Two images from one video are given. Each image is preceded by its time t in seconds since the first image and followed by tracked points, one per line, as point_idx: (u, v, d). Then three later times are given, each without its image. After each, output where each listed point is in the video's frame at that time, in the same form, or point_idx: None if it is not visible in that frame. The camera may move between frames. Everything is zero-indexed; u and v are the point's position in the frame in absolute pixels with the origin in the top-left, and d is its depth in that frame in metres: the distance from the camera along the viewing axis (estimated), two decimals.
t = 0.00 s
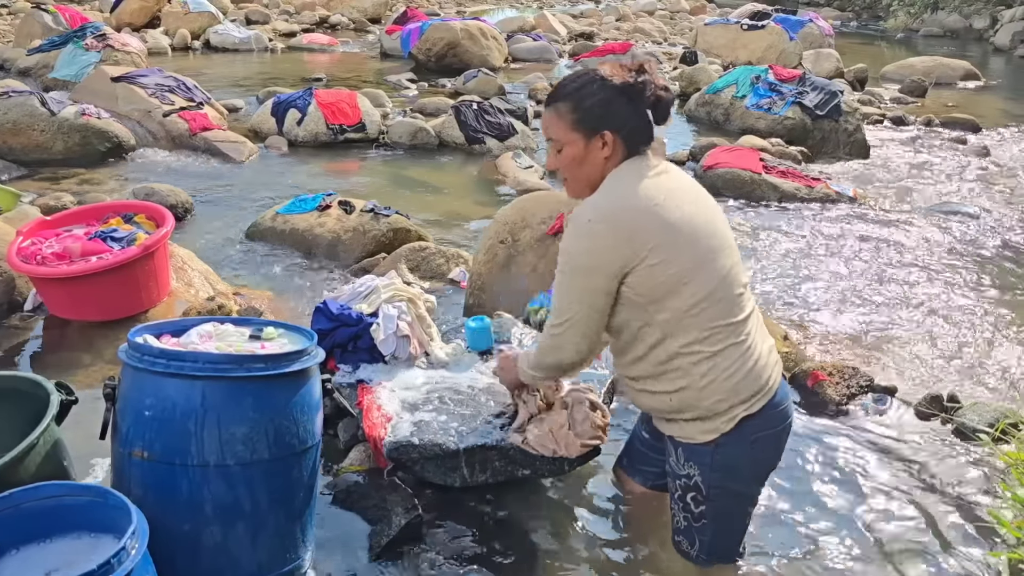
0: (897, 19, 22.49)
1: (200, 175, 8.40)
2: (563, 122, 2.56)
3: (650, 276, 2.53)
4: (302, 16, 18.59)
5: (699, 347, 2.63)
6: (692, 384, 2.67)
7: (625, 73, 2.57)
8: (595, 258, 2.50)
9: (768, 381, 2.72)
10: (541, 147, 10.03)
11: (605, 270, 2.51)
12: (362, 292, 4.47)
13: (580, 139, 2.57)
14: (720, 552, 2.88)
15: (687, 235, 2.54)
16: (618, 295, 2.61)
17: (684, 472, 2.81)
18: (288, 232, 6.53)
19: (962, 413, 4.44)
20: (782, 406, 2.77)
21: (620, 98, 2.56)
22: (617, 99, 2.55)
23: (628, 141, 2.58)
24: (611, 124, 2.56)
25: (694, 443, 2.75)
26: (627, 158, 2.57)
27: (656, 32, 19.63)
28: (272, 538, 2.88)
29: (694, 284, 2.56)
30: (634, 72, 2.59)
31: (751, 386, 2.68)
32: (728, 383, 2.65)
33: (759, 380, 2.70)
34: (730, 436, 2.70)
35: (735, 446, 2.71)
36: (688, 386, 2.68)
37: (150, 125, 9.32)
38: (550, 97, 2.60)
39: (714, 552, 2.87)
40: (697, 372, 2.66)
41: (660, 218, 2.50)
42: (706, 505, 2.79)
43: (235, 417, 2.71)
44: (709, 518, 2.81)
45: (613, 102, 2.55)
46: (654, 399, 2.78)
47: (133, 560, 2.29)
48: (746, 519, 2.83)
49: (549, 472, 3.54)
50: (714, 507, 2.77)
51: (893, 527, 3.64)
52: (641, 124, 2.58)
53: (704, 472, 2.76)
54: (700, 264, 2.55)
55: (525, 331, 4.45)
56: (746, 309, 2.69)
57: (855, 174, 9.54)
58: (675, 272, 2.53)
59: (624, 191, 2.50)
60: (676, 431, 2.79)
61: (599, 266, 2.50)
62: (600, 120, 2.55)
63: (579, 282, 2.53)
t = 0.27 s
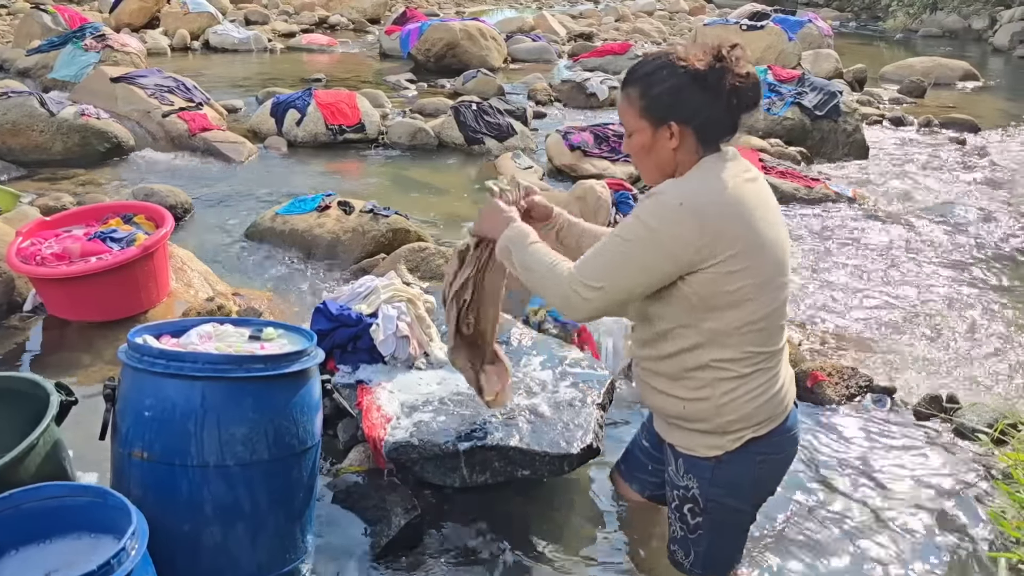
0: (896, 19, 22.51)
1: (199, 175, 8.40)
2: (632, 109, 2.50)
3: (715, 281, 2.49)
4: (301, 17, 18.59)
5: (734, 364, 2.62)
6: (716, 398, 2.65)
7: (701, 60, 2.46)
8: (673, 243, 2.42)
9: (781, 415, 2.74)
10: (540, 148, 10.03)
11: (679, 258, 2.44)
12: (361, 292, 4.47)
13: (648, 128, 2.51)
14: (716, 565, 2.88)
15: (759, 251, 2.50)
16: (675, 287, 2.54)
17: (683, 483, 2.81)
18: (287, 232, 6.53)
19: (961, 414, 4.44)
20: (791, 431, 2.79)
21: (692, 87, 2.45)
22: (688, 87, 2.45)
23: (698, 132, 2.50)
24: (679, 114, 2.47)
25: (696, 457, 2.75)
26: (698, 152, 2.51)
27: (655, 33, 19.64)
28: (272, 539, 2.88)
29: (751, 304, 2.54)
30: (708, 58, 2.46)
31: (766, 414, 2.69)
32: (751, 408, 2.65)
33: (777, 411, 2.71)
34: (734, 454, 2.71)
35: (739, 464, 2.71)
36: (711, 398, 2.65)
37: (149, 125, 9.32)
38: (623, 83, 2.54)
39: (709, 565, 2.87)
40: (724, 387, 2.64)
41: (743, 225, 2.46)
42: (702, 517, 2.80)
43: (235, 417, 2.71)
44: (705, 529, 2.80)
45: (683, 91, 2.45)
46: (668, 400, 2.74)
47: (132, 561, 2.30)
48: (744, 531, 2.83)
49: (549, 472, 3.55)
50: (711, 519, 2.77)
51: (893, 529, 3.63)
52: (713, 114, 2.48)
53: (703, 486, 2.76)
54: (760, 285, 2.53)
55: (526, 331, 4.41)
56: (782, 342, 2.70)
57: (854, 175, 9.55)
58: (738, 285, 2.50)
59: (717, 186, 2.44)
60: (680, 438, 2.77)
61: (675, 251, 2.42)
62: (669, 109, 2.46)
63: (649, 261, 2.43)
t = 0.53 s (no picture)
0: (895, 23, 22.55)
1: (199, 179, 8.41)
2: (637, 120, 2.49)
3: (714, 300, 2.48)
4: (301, 20, 18.60)
5: (736, 375, 2.61)
6: (718, 408, 2.64)
7: (712, 77, 2.43)
8: (668, 270, 2.40)
9: (785, 422, 2.73)
10: (540, 151, 10.04)
11: (676, 285, 2.42)
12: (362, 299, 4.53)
13: (652, 141, 2.49)
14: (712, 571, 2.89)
15: (757, 266, 2.48)
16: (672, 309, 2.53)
17: (682, 490, 2.81)
18: (287, 236, 6.53)
19: (960, 416, 4.44)
20: (793, 443, 2.77)
21: (701, 104, 2.43)
22: (697, 105, 2.43)
23: (703, 151, 2.48)
24: (685, 132, 2.46)
25: (696, 464, 2.74)
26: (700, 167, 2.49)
27: (655, 36, 19.66)
28: (272, 541, 2.88)
29: (752, 317, 2.53)
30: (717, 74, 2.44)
31: (771, 424, 2.68)
32: (753, 418, 2.63)
33: (780, 420, 2.70)
34: (734, 463, 2.70)
35: (738, 474, 2.71)
36: (714, 409, 2.64)
37: (149, 128, 9.32)
38: (632, 90, 2.51)
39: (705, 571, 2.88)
40: (726, 397, 2.63)
41: (740, 242, 2.44)
42: (699, 525, 2.80)
43: (235, 420, 2.72)
44: (703, 536, 2.81)
45: (691, 108, 2.43)
46: (669, 408, 2.73)
47: (133, 564, 2.30)
48: (742, 539, 2.83)
49: (550, 475, 3.54)
50: (709, 526, 2.78)
51: (892, 532, 3.63)
52: (720, 136, 2.46)
53: (702, 493, 2.76)
54: (761, 297, 2.51)
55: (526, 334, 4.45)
56: (787, 349, 2.68)
57: (854, 178, 9.56)
58: (737, 302, 2.49)
59: (711, 209, 2.41)
60: (680, 444, 2.76)
61: (670, 280, 2.41)
62: (675, 124, 2.45)
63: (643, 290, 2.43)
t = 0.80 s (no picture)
0: (894, 28, 22.60)
1: (199, 184, 8.42)
2: (543, 169, 2.62)
3: (652, 301, 2.57)
4: (301, 26, 18.64)
5: (701, 367, 2.66)
6: (695, 403, 2.69)
7: (599, 112, 2.58)
8: (594, 291, 2.53)
9: (768, 404, 2.74)
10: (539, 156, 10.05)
11: (608, 299, 2.54)
12: (361, 301, 4.48)
13: (563, 184, 2.63)
14: (713, 570, 2.90)
15: (686, 259, 2.56)
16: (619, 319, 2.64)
17: (677, 490, 2.84)
18: (288, 241, 6.54)
19: (960, 422, 4.45)
20: (782, 430, 2.79)
21: (596, 138, 2.57)
22: (592, 140, 2.57)
23: (611, 181, 2.60)
24: (589, 168, 2.58)
25: (689, 463, 2.77)
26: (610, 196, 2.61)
27: (654, 42, 19.70)
28: (272, 546, 2.88)
29: (695, 307, 2.59)
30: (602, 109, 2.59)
31: (752, 408, 2.70)
32: (730, 404, 2.67)
33: (759, 402, 2.71)
34: (726, 456, 2.72)
35: (730, 468, 2.73)
36: (689, 406, 2.70)
37: (149, 134, 9.34)
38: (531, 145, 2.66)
39: (705, 570, 2.89)
40: (697, 392, 2.68)
41: (658, 246, 2.53)
42: (697, 524, 2.82)
43: (236, 426, 2.72)
44: (700, 536, 2.83)
45: (588, 145, 2.57)
46: (653, 416, 2.79)
47: (133, 569, 2.29)
48: (740, 535, 2.85)
49: (549, 481, 3.52)
50: (706, 526, 2.79)
51: (892, 538, 3.63)
52: (620, 163, 2.59)
53: (697, 491, 2.78)
54: (701, 285, 2.58)
55: (526, 339, 4.43)
56: (748, 328, 2.71)
57: (853, 183, 9.57)
58: (675, 296, 2.57)
59: (619, 222, 2.53)
60: (671, 448, 2.80)
61: (600, 295, 2.54)
62: (579, 164, 2.58)
63: (579, 312, 2.57)
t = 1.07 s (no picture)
0: (893, 37, 22.64)
1: (200, 191, 8.43)
2: (477, 197, 2.73)
3: (595, 297, 2.64)
4: (302, 34, 18.67)
5: (659, 356, 2.72)
6: (661, 394, 2.74)
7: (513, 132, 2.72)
8: (537, 289, 2.61)
9: (733, 384, 2.78)
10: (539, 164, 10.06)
11: (551, 300, 2.63)
12: (361, 308, 4.47)
13: (500, 207, 2.73)
14: (708, 562, 2.93)
15: (623, 251, 2.64)
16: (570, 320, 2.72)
17: (667, 482, 2.88)
18: (287, 248, 6.54)
19: (960, 429, 4.45)
20: (753, 410, 2.83)
21: (517, 154, 2.70)
22: (514, 156, 2.70)
23: (542, 190, 2.72)
24: (519, 183, 2.69)
25: (673, 454, 2.81)
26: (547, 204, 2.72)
27: (654, 50, 19.73)
28: (272, 555, 2.88)
29: (640, 296, 2.66)
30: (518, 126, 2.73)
31: (717, 389, 2.74)
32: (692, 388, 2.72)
33: (723, 384, 2.76)
34: (706, 442, 2.77)
35: (712, 453, 2.78)
36: (655, 398, 2.76)
37: (150, 141, 9.35)
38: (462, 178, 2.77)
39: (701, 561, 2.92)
40: (659, 381, 2.73)
41: (593, 243, 2.61)
42: (689, 515, 2.86)
43: (235, 434, 2.72)
44: (693, 527, 2.87)
45: (512, 163, 2.69)
46: (625, 415, 2.84)
47: None
48: (732, 521, 2.88)
49: (549, 489, 3.55)
50: (698, 515, 2.83)
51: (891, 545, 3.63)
52: (547, 175, 2.72)
53: (686, 481, 2.82)
54: (641, 276, 2.65)
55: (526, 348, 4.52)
56: (701, 311, 2.76)
57: (852, 191, 9.58)
58: (619, 288, 2.64)
59: (550, 226, 2.62)
60: (650, 441, 2.85)
61: (545, 300, 2.62)
62: (509, 183, 2.69)
63: (529, 319, 2.65)
